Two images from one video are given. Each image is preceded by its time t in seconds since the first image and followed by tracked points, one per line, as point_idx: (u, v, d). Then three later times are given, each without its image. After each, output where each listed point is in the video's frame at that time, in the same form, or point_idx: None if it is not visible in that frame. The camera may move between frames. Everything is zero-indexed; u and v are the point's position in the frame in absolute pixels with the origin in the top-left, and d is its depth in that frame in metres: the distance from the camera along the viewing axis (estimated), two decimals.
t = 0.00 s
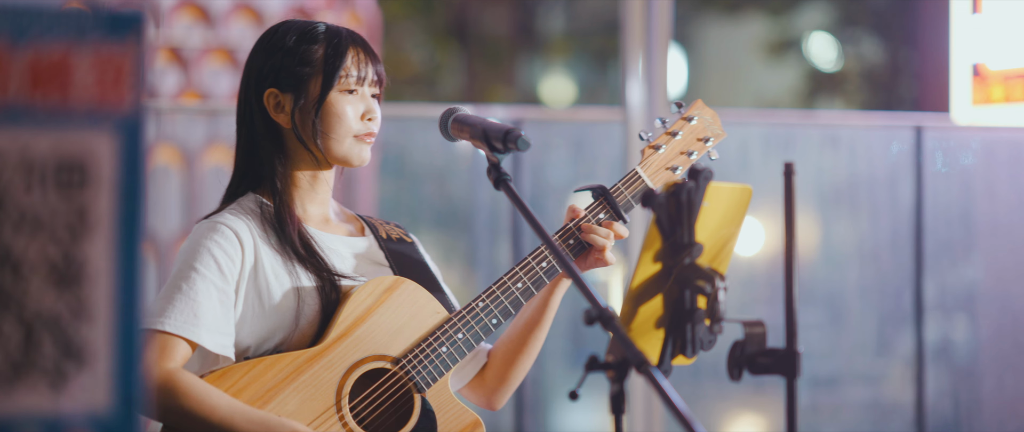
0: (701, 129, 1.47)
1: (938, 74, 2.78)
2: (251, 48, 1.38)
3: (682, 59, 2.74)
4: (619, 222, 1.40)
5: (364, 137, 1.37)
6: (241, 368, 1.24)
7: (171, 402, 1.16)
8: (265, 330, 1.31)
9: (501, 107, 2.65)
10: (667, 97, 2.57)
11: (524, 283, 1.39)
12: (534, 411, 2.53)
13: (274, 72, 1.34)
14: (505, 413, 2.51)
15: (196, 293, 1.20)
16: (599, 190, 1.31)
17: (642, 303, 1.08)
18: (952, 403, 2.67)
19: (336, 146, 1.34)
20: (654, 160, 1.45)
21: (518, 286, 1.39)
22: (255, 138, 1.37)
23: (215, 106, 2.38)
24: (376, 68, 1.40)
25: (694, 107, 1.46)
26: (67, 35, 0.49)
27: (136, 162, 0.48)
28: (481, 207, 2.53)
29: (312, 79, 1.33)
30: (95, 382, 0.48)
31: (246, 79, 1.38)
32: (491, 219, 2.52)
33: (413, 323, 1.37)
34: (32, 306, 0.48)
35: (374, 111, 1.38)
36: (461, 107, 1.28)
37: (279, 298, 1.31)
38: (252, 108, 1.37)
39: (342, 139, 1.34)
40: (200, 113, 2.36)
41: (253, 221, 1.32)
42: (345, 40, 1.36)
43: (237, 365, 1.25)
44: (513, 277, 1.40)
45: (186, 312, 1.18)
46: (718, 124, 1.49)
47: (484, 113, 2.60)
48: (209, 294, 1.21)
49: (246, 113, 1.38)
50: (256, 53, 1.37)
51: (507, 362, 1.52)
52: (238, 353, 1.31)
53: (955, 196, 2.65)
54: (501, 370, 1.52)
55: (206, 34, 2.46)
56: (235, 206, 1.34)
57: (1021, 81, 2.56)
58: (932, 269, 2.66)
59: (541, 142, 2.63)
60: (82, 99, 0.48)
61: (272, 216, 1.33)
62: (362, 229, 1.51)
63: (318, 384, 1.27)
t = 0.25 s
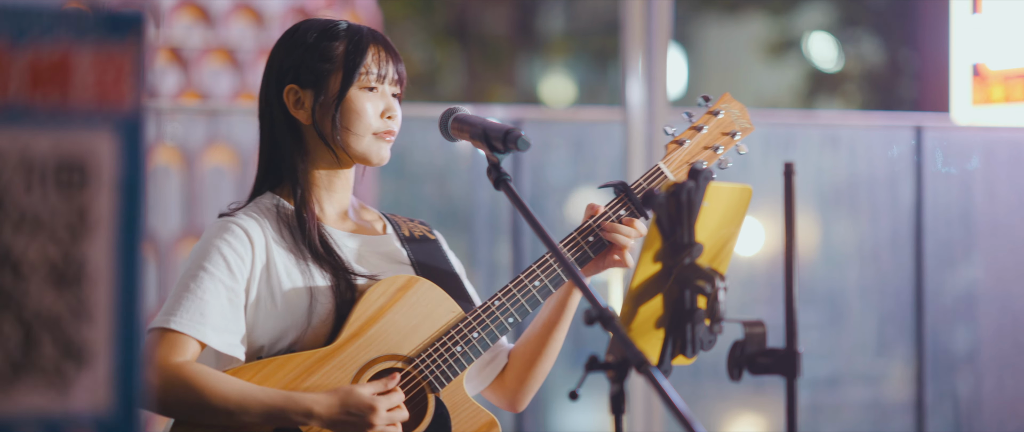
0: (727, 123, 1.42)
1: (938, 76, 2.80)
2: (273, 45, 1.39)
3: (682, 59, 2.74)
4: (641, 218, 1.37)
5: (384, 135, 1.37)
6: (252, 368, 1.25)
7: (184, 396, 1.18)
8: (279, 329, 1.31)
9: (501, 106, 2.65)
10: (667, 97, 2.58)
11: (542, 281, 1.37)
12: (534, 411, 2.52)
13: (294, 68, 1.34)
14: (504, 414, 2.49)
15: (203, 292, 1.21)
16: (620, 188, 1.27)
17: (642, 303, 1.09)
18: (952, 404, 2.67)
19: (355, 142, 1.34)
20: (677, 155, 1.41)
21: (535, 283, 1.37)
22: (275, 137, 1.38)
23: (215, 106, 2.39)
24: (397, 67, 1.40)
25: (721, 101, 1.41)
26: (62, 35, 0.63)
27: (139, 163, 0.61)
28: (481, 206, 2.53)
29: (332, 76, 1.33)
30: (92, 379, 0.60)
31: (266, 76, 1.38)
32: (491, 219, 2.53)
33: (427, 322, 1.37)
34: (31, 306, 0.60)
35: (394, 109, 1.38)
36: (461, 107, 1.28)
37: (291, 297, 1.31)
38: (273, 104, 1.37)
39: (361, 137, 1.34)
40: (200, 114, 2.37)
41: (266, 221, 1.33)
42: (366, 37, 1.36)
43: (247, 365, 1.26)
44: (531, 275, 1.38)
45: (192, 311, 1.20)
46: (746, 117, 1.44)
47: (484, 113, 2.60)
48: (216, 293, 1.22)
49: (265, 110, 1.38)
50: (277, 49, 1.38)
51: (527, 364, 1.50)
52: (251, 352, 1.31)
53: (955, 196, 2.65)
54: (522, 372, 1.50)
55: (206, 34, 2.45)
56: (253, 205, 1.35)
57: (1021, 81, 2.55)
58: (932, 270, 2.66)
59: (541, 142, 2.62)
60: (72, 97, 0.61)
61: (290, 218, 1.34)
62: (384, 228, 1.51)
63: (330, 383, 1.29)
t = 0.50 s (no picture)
0: (754, 119, 1.34)
1: (939, 76, 2.78)
2: (297, 45, 1.40)
3: (683, 59, 2.77)
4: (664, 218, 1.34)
5: (407, 133, 1.37)
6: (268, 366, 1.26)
7: (198, 391, 1.19)
8: (298, 328, 1.31)
9: (501, 107, 2.64)
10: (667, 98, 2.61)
11: (561, 280, 1.35)
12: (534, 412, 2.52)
13: (316, 67, 1.36)
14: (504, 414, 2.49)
15: (220, 295, 1.23)
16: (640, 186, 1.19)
17: (642, 303, 1.05)
18: (952, 403, 2.67)
19: (378, 140, 1.34)
20: (700, 152, 1.33)
21: (555, 283, 1.35)
22: (297, 137, 1.39)
23: (215, 106, 2.40)
24: (419, 65, 1.40)
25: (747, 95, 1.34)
26: (64, 50, 1.38)
27: (136, 149, 1.35)
28: (481, 206, 2.53)
29: (354, 74, 1.34)
30: (93, 374, 1.35)
31: (288, 76, 1.40)
32: (491, 219, 2.53)
33: (445, 322, 1.35)
34: (27, 309, 1.35)
35: (417, 107, 1.38)
36: (461, 107, 1.28)
37: (310, 297, 1.31)
38: (295, 103, 1.38)
39: (383, 134, 1.34)
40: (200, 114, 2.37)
41: (286, 222, 1.34)
42: (387, 36, 1.37)
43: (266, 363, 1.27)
44: (551, 274, 1.36)
45: (208, 315, 1.22)
46: (775, 112, 1.34)
47: (484, 113, 2.60)
48: (233, 296, 1.23)
49: (288, 109, 1.39)
50: (300, 48, 1.39)
51: (539, 369, 1.49)
52: (271, 351, 1.32)
53: (955, 196, 2.66)
54: (533, 377, 1.49)
55: (206, 34, 2.45)
56: (275, 206, 1.37)
57: (1021, 81, 2.62)
58: (933, 270, 2.66)
59: (541, 142, 2.62)
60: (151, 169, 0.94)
61: (308, 219, 1.34)
62: (409, 226, 1.50)
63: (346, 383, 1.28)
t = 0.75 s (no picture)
0: (778, 125, 1.32)
1: (939, 76, 2.78)
2: (316, 45, 1.41)
3: (683, 60, 2.78)
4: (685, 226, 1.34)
5: (426, 129, 1.35)
6: (280, 367, 1.24)
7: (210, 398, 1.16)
8: (315, 328, 1.30)
9: (500, 107, 2.65)
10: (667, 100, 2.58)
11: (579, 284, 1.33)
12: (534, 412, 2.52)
13: (334, 67, 1.36)
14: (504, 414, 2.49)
15: (240, 291, 1.20)
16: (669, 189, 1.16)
17: (642, 303, 1.05)
18: (952, 403, 2.67)
19: (397, 138, 1.33)
20: (723, 157, 1.30)
21: (571, 287, 1.33)
22: (317, 137, 1.40)
23: (216, 106, 2.40)
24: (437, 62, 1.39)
25: (772, 100, 1.31)
26: (64, 50, 1.47)
27: (136, 147, 1.45)
28: (481, 207, 2.53)
29: (370, 73, 1.34)
30: (92, 374, 1.44)
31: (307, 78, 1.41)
32: (491, 219, 2.53)
33: (460, 325, 1.34)
34: (28, 308, 1.42)
35: (436, 104, 1.36)
36: (461, 107, 1.28)
37: (328, 297, 1.30)
38: (314, 104, 1.39)
39: (403, 131, 1.33)
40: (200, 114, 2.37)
41: (306, 220, 1.32)
42: (403, 33, 1.36)
43: (277, 364, 1.25)
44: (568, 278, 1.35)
45: (227, 310, 1.19)
46: (800, 118, 1.32)
47: (484, 113, 2.60)
48: (254, 293, 1.21)
49: (307, 110, 1.40)
50: (319, 48, 1.40)
51: (546, 376, 1.46)
52: (287, 349, 1.31)
53: (956, 196, 2.66)
54: (540, 383, 1.46)
55: (206, 34, 2.46)
56: (297, 203, 1.36)
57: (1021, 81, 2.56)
58: (932, 270, 2.66)
59: (540, 142, 2.62)
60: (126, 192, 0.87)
61: (327, 216, 1.34)
62: (431, 227, 1.50)
63: (358, 385, 1.27)
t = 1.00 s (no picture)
0: (802, 135, 1.32)
1: (938, 76, 2.77)
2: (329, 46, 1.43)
3: (682, 59, 2.77)
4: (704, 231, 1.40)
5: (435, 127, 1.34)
6: (291, 360, 1.26)
7: (212, 385, 1.17)
8: (327, 324, 1.31)
9: (500, 107, 2.65)
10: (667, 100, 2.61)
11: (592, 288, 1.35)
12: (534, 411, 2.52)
13: (343, 69, 1.38)
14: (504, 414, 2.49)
15: (245, 288, 1.23)
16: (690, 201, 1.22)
17: (642, 303, 1.04)
18: (952, 403, 2.67)
19: (405, 136, 1.32)
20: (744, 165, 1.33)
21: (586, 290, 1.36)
22: (332, 138, 1.42)
23: (215, 106, 2.39)
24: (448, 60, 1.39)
25: (797, 111, 1.29)
26: (64, 50, 1.47)
27: (136, 148, 1.46)
28: (481, 206, 2.53)
29: (378, 72, 1.34)
30: (92, 375, 1.45)
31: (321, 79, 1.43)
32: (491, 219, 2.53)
33: (471, 325, 1.35)
34: (28, 307, 1.43)
35: (445, 100, 1.35)
36: (461, 107, 1.28)
37: (339, 296, 1.31)
38: (326, 106, 1.41)
39: (411, 129, 1.32)
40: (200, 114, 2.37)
41: (319, 219, 1.34)
42: (411, 31, 1.36)
43: (287, 357, 1.27)
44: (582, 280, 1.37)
45: (232, 307, 1.22)
46: (825, 128, 1.32)
47: (485, 113, 2.60)
48: (258, 290, 1.23)
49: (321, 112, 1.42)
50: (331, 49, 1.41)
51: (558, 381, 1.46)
52: (299, 347, 1.32)
53: (955, 196, 2.66)
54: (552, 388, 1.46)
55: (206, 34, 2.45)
56: (312, 203, 1.39)
57: (1021, 81, 2.58)
58: (932, 270, 2.66)
59: (541, 142, 2.62)
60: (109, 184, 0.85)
61: (340, 215, 1.35)
62: (452, 227, 1.50)
63: (367, 381, 1.28)
